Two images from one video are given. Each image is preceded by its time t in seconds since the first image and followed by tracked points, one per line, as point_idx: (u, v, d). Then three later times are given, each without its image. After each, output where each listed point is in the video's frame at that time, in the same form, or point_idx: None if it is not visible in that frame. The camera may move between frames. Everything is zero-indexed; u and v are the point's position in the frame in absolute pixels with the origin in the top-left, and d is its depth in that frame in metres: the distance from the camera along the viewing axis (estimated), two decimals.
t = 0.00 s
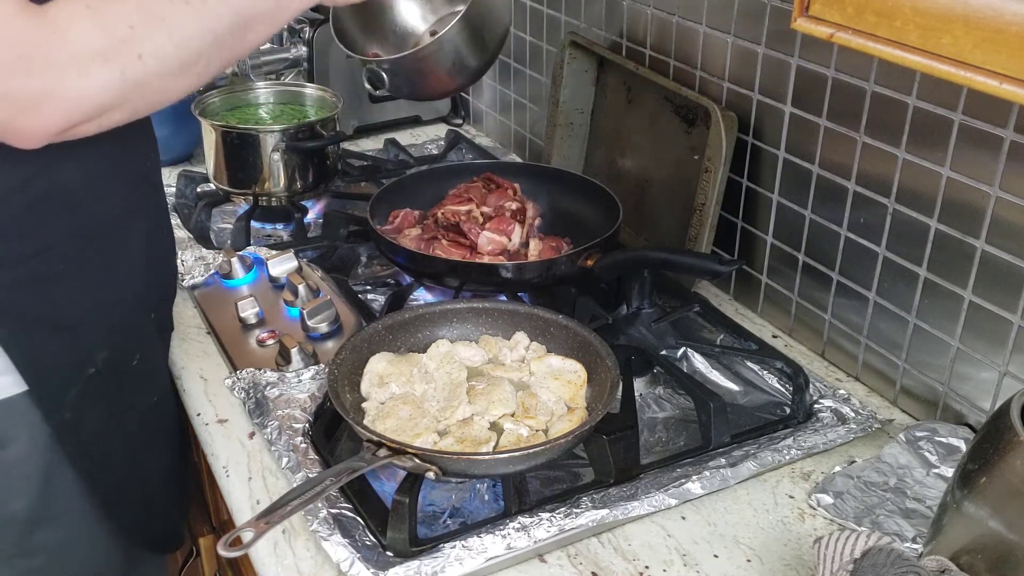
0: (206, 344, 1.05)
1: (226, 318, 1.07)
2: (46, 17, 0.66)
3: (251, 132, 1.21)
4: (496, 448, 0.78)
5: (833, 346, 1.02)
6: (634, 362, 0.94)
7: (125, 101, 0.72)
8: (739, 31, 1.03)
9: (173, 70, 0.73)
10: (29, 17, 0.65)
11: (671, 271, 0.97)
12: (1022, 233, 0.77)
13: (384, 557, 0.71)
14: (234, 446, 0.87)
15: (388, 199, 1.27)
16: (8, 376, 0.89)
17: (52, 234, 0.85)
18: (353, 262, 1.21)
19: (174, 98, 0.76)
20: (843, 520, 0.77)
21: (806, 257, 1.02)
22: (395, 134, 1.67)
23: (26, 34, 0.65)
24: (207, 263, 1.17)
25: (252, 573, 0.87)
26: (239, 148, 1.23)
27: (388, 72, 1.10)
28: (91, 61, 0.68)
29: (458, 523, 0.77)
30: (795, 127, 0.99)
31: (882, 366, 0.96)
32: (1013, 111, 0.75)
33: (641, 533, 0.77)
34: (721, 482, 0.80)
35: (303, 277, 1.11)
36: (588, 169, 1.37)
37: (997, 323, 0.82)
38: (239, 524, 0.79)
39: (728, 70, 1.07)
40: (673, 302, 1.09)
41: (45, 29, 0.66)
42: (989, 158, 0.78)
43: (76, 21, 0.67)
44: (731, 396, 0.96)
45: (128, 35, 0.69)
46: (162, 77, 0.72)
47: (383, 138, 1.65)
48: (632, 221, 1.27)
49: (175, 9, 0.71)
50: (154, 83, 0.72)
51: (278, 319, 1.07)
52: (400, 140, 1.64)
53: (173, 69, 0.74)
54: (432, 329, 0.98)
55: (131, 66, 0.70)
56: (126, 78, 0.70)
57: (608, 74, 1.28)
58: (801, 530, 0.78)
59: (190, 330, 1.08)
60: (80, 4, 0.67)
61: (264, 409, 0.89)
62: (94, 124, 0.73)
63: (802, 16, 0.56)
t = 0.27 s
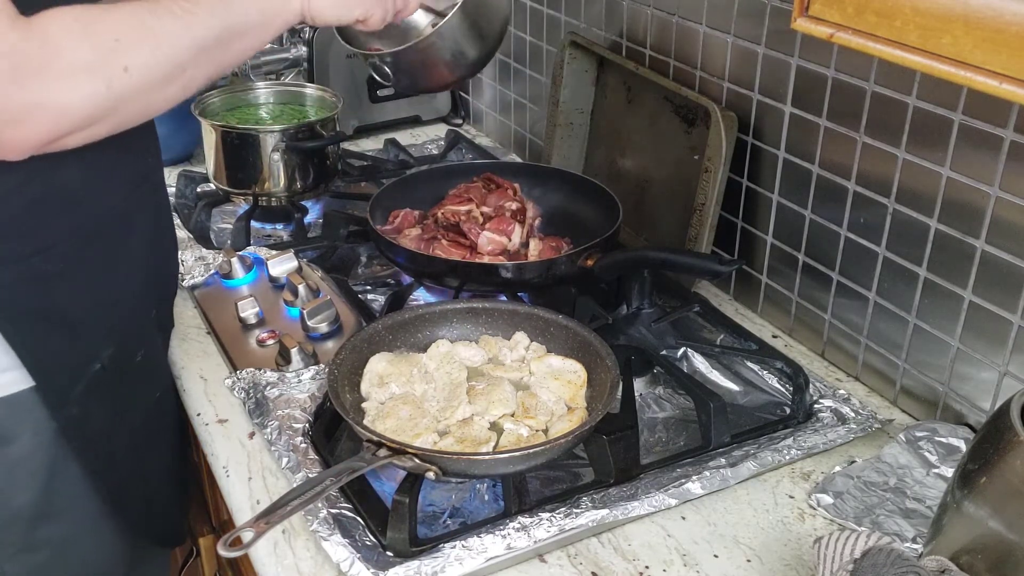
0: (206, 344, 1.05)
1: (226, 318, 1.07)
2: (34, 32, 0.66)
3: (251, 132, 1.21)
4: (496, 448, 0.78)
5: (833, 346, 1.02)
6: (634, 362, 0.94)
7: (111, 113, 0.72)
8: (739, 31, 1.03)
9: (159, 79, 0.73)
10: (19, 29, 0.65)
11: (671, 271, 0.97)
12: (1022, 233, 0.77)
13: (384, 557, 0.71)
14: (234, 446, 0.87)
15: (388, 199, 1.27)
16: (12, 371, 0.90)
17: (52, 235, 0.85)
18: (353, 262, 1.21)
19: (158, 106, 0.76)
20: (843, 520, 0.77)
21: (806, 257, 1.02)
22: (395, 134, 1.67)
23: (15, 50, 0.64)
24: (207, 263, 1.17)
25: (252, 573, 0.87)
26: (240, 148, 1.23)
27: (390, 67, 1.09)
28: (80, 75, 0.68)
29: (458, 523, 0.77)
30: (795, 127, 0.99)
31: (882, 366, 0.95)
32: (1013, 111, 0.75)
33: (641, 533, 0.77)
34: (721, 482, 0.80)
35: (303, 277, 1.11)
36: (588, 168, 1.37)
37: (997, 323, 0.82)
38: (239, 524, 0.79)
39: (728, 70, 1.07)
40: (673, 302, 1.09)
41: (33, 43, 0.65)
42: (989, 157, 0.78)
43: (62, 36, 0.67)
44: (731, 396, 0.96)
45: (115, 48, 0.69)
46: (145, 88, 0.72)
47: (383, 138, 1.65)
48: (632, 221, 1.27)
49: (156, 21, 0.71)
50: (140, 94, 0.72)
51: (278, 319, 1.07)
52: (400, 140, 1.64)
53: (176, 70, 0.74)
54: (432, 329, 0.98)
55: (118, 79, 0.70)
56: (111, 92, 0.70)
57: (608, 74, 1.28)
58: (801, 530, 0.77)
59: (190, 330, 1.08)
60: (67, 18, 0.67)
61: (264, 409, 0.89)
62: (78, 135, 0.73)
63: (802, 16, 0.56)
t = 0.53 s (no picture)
0: (207, 344, 1.05)
1: (226, 318, 1.07)
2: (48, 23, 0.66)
3: (251, 132, 1.21)
4: (497, 448, 0.78)
5: (833, 345, 1.02)
6: (635, 362, 0.94)
7: (121, 106, 0.72)
8: (739, 31, 1.03)
9: (171, 73, 0.73)
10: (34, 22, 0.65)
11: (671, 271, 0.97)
12: (1022, 233, 0.77)
13: (384, 557, 0.71)
14: (234, 446, 0.87)
15: (388, 199, 1.27)
16: (10, 369, 0.91)
17: (52, 234, 0.85)
18: (353, 262, 1.21)
19: (168, 102, 0.76)
20: (843, 520, 0.77)
21: (806, 257, 1.02)
22: (395, 134, 1.67)
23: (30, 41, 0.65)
24: (207, 263, 1.17)
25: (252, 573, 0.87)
26: (239, 148, 1.23)
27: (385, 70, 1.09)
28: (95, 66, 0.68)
29: (458, 523, 0.77)
30: (795, 127, 0.99)
31: (882, 366, 0.95)
32: (1013, 111, 0.75)
33: (641, 533, 0.77)
34: (721, 482, 0.80)
35: (303, 277, 1.11)
36: (588, 168, 1.37)
37: (997, 323, 0.82)
38: (239, 525, 0.79)
39: (728, 70, 1.07)
40: (673, 302, 1.09)
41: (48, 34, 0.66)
42: (989, 158, 0.78)
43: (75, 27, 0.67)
44: (731, 396, 0.96)
45: (128, 41, 0.70)
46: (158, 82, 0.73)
47: (382, 138, 1.65)
48: (632, 220, 1.27)
49: (171, 15, 0.72)
50: (150, 89, 0.73)
51: (278, 319, 1.07)
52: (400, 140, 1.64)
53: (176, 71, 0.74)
54: (432, 329, 0.98)
55: (130, 71, 0.70)
56: (123, 84, 0.70)
57: (608, 74, 1.28)
58: (801, 530, 0.78)
59: (190, 330, 1.08)
60: (79, 11, 0.68)
61: (264, 409, 0.89)
62: (88, 128, 0.73)
63: (802, 16, 0.56)
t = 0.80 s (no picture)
0: (206, 344, 1.05)
1: (226, 318, 1.07)
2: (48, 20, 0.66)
3: (251, 132, 1.21)
4: (496, 448, 0.78)
5: (833, 345, 1.02)
6: (635, 362, 0.94)
7: (126, 102, 0.72)
8: (739, 31, 1.03)
9: (171, 72, 0.74)
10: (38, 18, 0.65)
11: (671, 271, 0.97)
12: (1022, 234, 0.77)
13: (384, 557, 0.71)
14: (234, 446, 0.87)
15: (388, 199, 1.26)
16: (12, 367, 0.92)
17: (51, 234, 0.85)
18: (353, 262, 1.21)
19: (173, 99, 0.76)
20: (843, 520, 0.77)
21: (806, 257, 1.02)
22: (395, 134, 1.67)
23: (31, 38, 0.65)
24: (207, 263, 1.17)
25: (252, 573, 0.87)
26: (239, 148, 1.23)
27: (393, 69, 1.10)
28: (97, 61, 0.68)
29: (458, 523, 0.77)
30: (795, 127, 0.99)
31: (882, 366, 0.95)
32: (1013, 111, 0.75)
33: (641, 533, 0.77)
34: (721, 482, 0.80)
35: (303, 277, 1.11)
36: (588, 168, 1.37)
37: (997, 323, 0.82)
38: (239, 525, 0.79)
39: (727, 70, 1.07)
40: (673, 302, 1.09)
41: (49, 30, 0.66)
42: (989, 157, 0.78)
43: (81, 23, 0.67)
44: (731, 396, 0.96)
45: (128, 39, 0.70)
46: (158, 81, 0.73)
47: (383, 138, 1.65)
48: (632, 220, 1.27)
49: (168, 16, 0.72)
50: (149, 89, 0.73)
51: (278, 319, 1.07)
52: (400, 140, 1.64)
53: (176, 71, 0.74)
54: (432, 329, 0.98)
55: (130, 69, 0.71)
56: (130, 77, 0.71)
57: (608, 74, 1.28)
58: (801, 530, 0.77)
59: (189, 330, 1.08)
60: (79, 11, 0.68)
61: (264, 409, 0.89)
62: (87, 128, 0.73)
63: (802, 16, 0.56)
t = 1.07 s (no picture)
0: (206, 344, 1.05)
1: (226, 318, 1.07)
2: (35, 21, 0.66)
3: (251, 132, 1.21)
4: (496, 448, 0.78)
5: (833, 345, 1.02)
6: (635, 362, 0.94)
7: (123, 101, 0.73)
8: (739, 31, 1.03)
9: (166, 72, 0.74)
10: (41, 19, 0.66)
11: (671, 271, 0.97)
12: (1022, 234, 0.77)
13: (384, 557, 0.71)
14: (234, 446, 0.87)
15: (388, 199, 1.26)
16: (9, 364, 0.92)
17: (50, 234, 0.85)
18: (353, 262, 1.21)
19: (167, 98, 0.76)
20: (843, 520, 0.77)
21: (806, 257, 1.02)
22: (395, 134, 1.67)
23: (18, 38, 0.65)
24: (207, 263, 1.17)
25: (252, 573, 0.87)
26: (240, 148, 1.23)
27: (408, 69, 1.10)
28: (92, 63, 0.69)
29: (458, 523, 0.77)
30: (795, 127, 0.99)
31: (882, 366, 0.95)
32: (1013, 111, 0.75)
33: (641, 533, 0.77)
34: (721, 482, 0.80)
35: (303, 277, 1.11)
36: (588, 168, 1.37)
37: (997, 323, 0.82)
38: (239, 525, 0.79)
39: (727, 70, 1.07)
40: (673, 302, 1.09)
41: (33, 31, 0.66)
42: (989, 157, 0.78)
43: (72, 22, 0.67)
44: (731, 396, 0.96)
45: (114, 43, 0.70)
46: (145, 82, 0.73)
47: (383, 138, 1.65)
48: (632, 220, 1.27)
49: (157, 17, 0.72)
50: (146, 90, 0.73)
51: (278, 319, 1.07)
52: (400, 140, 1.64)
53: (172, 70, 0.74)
54: (432, 329, 0.98)
55: (116, 72, 0.71)
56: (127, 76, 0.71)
57: (608, 74, 1.28)
58: (801, 530, 0.77)
59: (189, 330, 1.08)
60: (66, 11, 0.68)
61: (264, 409, 0.89)
62: (76, 125, 0.73)
63: (802, 16, 0.56)
